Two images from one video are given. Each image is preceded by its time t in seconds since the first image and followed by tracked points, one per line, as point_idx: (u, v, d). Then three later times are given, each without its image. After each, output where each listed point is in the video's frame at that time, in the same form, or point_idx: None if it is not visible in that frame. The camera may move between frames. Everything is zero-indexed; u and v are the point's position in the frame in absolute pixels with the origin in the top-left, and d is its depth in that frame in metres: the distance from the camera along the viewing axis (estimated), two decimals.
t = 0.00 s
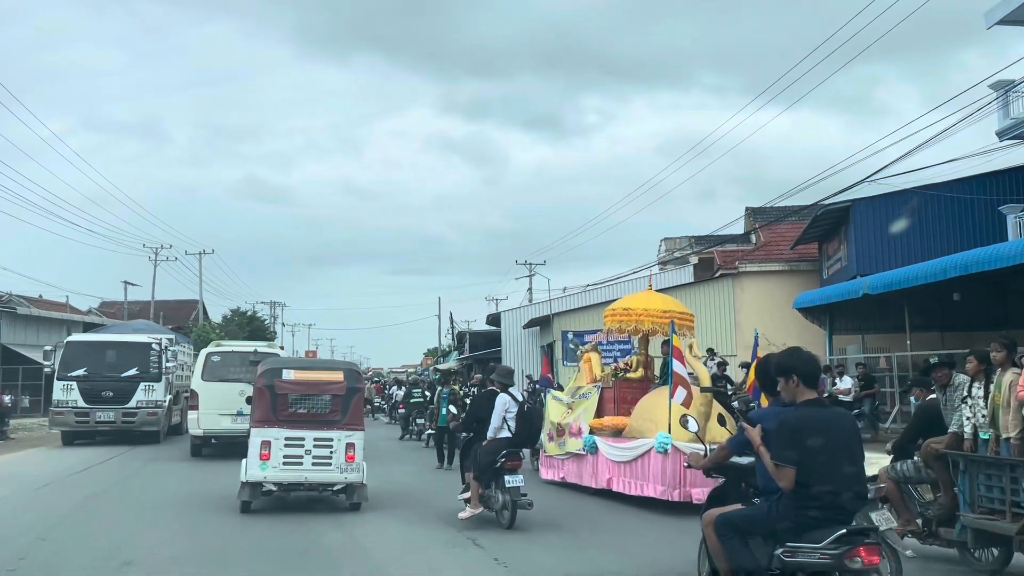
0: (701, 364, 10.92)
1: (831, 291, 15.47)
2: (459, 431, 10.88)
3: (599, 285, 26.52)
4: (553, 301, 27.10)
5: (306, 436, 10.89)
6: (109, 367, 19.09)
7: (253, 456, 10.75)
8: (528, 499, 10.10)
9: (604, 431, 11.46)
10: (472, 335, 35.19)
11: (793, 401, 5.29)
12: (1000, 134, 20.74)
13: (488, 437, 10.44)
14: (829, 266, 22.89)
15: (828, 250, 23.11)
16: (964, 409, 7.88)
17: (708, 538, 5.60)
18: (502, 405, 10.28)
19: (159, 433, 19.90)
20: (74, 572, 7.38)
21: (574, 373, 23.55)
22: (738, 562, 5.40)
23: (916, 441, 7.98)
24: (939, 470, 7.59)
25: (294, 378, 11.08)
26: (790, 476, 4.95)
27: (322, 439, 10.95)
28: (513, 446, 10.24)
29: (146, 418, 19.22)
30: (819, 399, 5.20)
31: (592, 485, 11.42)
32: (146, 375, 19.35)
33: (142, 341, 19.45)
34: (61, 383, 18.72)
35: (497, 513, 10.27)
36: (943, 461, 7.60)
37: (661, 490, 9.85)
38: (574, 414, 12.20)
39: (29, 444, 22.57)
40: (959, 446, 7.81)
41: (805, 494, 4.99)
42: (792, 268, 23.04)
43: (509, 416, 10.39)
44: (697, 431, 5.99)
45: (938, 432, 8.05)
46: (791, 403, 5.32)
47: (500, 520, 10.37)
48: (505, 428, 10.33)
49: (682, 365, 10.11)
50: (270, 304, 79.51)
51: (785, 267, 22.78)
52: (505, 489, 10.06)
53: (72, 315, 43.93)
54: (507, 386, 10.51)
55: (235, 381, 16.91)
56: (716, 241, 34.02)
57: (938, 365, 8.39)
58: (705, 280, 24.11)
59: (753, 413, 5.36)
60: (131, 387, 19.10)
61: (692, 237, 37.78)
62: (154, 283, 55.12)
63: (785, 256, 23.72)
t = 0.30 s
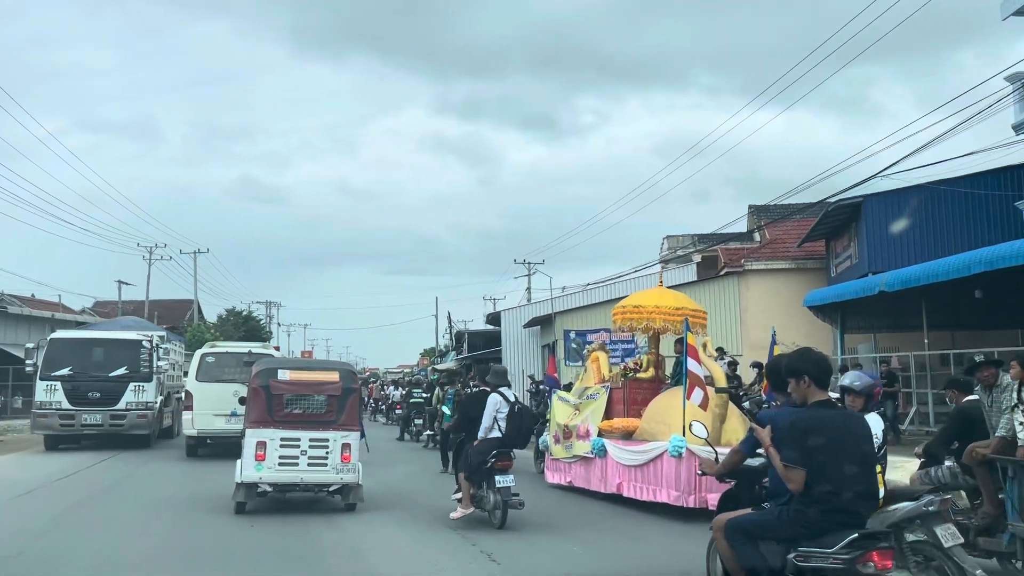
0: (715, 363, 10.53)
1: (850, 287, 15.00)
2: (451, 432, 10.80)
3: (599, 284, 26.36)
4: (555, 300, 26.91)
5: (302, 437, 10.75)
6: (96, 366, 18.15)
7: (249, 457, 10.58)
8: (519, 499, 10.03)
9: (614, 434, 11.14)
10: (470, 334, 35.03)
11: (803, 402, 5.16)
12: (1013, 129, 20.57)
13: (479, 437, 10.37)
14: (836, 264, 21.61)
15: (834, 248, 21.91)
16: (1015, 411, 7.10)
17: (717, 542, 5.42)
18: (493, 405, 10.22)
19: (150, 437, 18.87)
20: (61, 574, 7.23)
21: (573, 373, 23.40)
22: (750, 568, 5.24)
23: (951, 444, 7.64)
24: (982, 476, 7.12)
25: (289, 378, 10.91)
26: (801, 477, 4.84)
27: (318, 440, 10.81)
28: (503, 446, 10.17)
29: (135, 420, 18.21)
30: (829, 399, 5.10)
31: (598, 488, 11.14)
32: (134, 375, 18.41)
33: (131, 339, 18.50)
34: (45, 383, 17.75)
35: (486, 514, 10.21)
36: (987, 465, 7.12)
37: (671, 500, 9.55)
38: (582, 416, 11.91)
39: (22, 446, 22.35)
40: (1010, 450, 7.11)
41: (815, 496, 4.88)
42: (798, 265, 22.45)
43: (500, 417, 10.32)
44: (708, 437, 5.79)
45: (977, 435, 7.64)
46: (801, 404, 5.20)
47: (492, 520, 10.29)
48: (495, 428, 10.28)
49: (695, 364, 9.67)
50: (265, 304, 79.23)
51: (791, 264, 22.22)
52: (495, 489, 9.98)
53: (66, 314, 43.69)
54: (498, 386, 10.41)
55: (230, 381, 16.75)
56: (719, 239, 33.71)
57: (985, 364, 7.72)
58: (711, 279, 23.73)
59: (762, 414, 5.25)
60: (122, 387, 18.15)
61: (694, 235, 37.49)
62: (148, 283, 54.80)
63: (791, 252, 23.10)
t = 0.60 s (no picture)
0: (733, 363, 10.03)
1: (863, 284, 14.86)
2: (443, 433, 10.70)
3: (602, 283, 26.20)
4: (557, 299, 26.67)
5: (297, 437, 10.58)
6: (83, 364, 16.98)
7: (243, 457, 10.42)
8: (511, 498, 10.03)
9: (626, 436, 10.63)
10: (471, 334, 34.89)
11: (815, 404, 5.03)
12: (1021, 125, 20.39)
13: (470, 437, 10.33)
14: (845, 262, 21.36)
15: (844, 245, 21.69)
16: None
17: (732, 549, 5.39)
18: (485, 404, 10.12)
19: (140, 441, 17.64)
20: None
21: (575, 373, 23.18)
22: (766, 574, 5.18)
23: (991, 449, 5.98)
24: None
25: (283, 379, 10.75)
26: (818, 480, 4.71)
27: (313, 440, 10.65)
28: (495, 446, 10.15)
29: (124, 422, 16.97)
30: (840, 399, 4.96)
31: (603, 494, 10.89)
32: (123, 374, 17.20)
33: (120, 335, 17.32)
34: (27, 382, 16.59)
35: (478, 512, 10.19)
36: None
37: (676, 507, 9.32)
38: (591, 418, 11.39)
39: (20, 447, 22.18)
40: None
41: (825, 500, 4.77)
42: (806, 264, 22.19)
43: (491, 417, 10.28)
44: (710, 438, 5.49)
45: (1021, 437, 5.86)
46: (814, 406, 5.06)
47: (484, 520, 10.27)
48: (487, 427, 10.21)
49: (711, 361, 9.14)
50: (263, 304, 78.98)
51: (799, 262, 22.00)
52: (488, 489, 9.96)
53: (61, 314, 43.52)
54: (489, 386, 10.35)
55: (226, 381, 16.58)
56: (724, 237, 33.40)
57: None
58: (718, 277, 23.40)
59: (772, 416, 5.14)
60: (110, 386, 16.94)
61: (698, 234, 37.22)
62: (145, 283, 54.61)
63: (799, 248, 22.80)
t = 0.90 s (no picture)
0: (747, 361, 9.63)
1: (880, 282, 14.56)
2: (434, 433, 10.62)
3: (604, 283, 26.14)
4: (559, 298, 26.52)
5: (290, 437, 10.44)
6: (66, 363, 15.74)
7: (236, 457, 10.27)
8: (503, 498, 9.96)
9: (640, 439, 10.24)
10: (471, 334, 34.73)
11: (829, 405, 4.89)
12: None
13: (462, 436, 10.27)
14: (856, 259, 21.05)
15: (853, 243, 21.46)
16: None
17: (735, 551, 5.21)
18: (478, 404, 10.10)
19: (129, 446, 16.40)
20: None
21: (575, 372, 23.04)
22: None
23: None
24: None
25: (276, 379, 10.59)
26: (837, 483, 4.57)
27: (305, 440, 10.52)
28: (487, 446, 10.09)
29: (111, 426, 15.73)
30: (855, 399, 4.82)
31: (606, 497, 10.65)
32: (110, 374, 15.94)
33: (107, 332, 16.11)
34: (6, 384, 15.30)
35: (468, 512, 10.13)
36: None
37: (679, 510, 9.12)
38: (600, 420, 10.98)
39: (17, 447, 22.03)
40: None
41: (845, 505, 4.61)
42: (815, 261, 21.86)
43: (484, 416, 10.23)
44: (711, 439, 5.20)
45: None
46: (829, 408, 4.92)
47: (475, 519, 10.19)
48: (480, 427, 10.17)
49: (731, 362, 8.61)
50: (260, 304, 78.67)
51: (807, 259, 21.67)
52: (479, 488, 9.89)
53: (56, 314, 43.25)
54: (482, 386, 10.32)
55: (223, 382, 16.41)
56: (729, 235, 33.18)
57: None
58: (724, 274, 23.13)
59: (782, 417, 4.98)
60: (97, 386, 15.72)
61: (703, 231, 36.99)
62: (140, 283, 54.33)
63: (806, 246, 22.55)
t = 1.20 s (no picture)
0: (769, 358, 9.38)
1: (900, 279, 14.18)
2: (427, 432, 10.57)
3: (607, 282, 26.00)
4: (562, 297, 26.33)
5: (282, 437, 10.31)
6: (50, 361, 14.36)
7: (228, 457, 10.14)
8: (492, 497, 9.88)
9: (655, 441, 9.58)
10: (472, 334, 34.57)
11: (838, 407, 4.76)
12: None
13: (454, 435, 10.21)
14: (867, 257, 20.35)
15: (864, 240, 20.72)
16: None
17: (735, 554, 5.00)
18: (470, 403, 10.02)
19: (117, 451, 15.01)
20: None
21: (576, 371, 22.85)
22: None
23: None
24: None
25: (269, 380, 10.46)
26: (847, 484, 4.41)
27: (297, 440, 10.38)
28: (477, 446, 10.03)
29: (97, 429, 14.32)
30: (865, 400, 4.69)
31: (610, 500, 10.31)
32: (96, 373, 14.54)
33: (95, 327, 14.73)
34: None
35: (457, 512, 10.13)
36: None
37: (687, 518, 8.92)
38: (612, 421, 10.50)
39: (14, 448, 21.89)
40: None
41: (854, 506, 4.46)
42: (823, 259, 21.48)
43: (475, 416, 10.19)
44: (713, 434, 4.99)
45: None
46: (838, 409, 4.79)
47: (465, 518, 10.11)
48: (470, 426, 10.09)
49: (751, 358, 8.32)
50: (258, 303, 78.40)
51: (815, 257, 21.33)
52: (469, 487, 9.81)
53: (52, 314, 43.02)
54: (474, 385, 10.23)
55: (221, 381, 16.23)
56: (734, 232, 32.96)
57: None
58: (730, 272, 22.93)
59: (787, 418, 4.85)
60: (83, 386, 14.34)
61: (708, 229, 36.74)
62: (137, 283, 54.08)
63: (816, 243, 22.15)
